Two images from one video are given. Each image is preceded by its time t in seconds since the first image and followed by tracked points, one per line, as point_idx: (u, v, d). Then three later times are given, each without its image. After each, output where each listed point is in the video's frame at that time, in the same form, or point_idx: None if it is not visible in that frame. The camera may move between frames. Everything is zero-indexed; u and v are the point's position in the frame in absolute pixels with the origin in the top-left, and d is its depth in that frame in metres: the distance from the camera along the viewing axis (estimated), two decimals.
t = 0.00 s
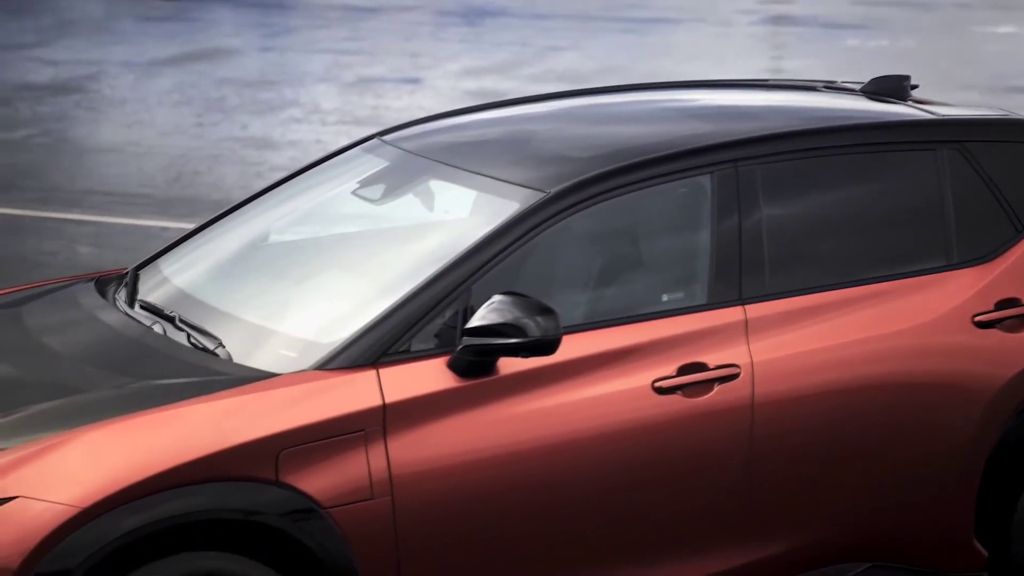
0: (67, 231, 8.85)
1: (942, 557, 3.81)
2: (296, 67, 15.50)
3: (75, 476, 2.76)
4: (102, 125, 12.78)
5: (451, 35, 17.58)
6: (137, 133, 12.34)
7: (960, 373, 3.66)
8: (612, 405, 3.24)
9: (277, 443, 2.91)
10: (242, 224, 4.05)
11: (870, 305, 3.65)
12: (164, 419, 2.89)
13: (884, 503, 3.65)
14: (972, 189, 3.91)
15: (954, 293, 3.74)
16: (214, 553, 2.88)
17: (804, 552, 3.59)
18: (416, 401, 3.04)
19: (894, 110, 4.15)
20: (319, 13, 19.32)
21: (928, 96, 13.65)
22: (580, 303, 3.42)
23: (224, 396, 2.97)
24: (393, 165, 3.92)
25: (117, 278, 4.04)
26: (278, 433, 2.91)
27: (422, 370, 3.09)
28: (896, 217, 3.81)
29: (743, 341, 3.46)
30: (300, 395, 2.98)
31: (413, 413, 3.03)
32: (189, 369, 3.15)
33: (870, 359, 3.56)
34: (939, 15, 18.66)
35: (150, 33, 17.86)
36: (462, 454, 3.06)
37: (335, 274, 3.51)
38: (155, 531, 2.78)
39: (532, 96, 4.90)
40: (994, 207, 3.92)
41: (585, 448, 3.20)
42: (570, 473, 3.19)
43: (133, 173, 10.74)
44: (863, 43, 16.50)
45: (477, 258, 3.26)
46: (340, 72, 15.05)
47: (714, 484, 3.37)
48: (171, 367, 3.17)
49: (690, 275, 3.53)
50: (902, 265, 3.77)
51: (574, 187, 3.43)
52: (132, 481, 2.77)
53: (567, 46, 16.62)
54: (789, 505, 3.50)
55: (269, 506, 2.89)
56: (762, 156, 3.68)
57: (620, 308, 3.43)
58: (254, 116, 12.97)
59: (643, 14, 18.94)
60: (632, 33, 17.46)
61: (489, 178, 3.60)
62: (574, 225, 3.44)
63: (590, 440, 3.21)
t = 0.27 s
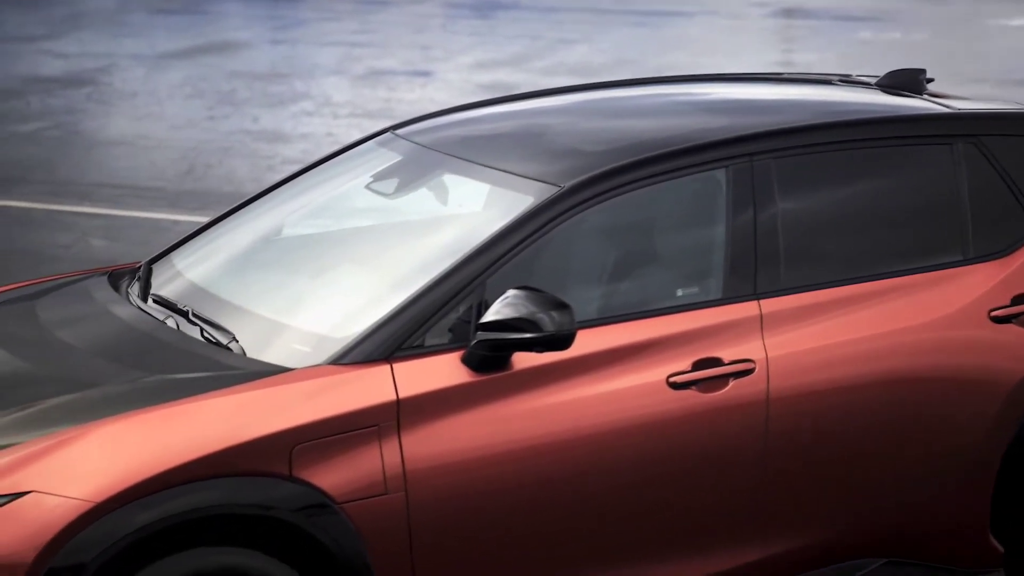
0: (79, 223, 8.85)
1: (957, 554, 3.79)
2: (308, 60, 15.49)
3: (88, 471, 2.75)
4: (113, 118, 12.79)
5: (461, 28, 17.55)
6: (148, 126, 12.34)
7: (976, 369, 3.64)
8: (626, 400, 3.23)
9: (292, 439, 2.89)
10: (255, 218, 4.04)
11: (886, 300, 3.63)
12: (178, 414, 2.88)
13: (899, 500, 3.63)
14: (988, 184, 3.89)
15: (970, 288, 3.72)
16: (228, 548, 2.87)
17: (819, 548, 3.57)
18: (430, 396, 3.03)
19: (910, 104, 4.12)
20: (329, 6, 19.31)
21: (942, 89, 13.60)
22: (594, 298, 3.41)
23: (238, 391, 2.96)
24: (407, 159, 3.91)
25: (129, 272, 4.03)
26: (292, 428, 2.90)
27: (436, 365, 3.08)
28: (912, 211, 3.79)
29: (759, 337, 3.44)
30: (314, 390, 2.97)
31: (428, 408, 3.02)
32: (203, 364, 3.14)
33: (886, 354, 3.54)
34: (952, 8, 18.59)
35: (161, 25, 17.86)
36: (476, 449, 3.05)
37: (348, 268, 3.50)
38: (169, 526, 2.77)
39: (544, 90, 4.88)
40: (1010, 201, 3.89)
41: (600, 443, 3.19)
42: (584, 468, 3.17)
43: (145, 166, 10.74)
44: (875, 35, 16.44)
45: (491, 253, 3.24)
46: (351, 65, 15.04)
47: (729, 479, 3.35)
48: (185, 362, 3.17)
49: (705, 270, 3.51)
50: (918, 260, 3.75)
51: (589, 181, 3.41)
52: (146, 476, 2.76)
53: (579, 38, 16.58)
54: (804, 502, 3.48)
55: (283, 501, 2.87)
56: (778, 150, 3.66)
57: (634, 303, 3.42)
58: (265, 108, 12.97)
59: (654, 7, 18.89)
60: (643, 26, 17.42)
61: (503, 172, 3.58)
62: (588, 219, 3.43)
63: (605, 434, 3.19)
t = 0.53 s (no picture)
0: (90, 217, 8.86)
1: (972, 551, 3.77)
2: (318, 54, 15.48)
3: (101, 467, 2.75)
4: (124, 112, 12.79)
5: (472, 22, 17.52)
6: (159, 120, 12.35)
7: (991, 365, 3.62)
8: (640, 396, 3.21)
9: (305, 435, 2.88)
10: (267, 213, 4.03)
11: (901, 296, 3.61)
12: (191, 410, 2.87)
13: (915, 496, 3.61)
14: (1004, 179, 3.86)
15: (985, 284, 3.70)
16: (240, 544, 2.86)
17: (833, 545, 3.55)
18: (443, 392, 3.01)
19: (926, 98, 4.09)
20: None
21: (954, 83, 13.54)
22: (608, 293, 3.39)
23: (251, 387, 2.95)
24: (419, 153, 3.89)
25: (142, 267, 4.03)
26: (304, 423, 2.89)
27: (449, 360, 3.07)
28: (927, 206, 3.76)
29: (773, 332, 3.42)
30: (326, 386, 2.96)
31: (441, 403, 3.01)
32: (216, 359, 3.13)
33: (901, 350, 3.52)
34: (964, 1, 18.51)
35: (172, 19, 17.87)
36: (489, 445, 3.03)
37: (361, 263, 3.49)
38: (182, 522, 2.76)
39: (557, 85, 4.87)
40: None
41: (614, 439, 3.17)
42: (598, 464, 3.16)
43: (156, 160, 10.74)
44: (888, 29, 16.38)
45: (505, 248, 3.23)
46: (361, 59, 15.03)
47: (744, 475, 3.34)
48: (198, 357, 3.16)
49: (719, 265, 3.50)
50: (933, 255, 3.73)
51: (602, 176, 3.40)
52: (159, 472, 2.75)
53: (591, 32, 16.54)
54: (819, 498, 3.47)
55: (295, 497, 2.86)
56: (793, 145, 3.64)
57: (648, 298, 3.40)
58: (276, 102, 12.96)
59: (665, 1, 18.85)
60: (654, 20, 17.38)
61: (516, 167, 3.57)
62: (602, 214, 3.41)
63: (618, 430, 3.18)
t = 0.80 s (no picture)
0: (101, 212, 8.86)
1: (986, 547, 3.75)
2: (327, 48, 15.47)
3: (113, 463, 2.74)
4: (134, 107, 12.80)
5: (481, 16, 17.49)
6: (168, 115, 12.35)
7: (1004, 361, 3.61)
8: (653, 392, 3.20)
9: (317, 431, 2.88)
10: (279, 209, 4.02)
11: (915, 292, 3.59)
12: (203, 406, 2.86)
13: (928, 492, 3.59)
14: (1017, 174, 3.85)
15: (999, 280, 3.68)
16: (252, 541, 2.85)
17: (846, 542, 3.54)
18: (455, 388, 3.01)
19: (939, 93, 4.07)
20: None
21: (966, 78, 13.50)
22: (620, 289, 3.38)
23: (263, 383, 2.94)
24: (431, 149, 3.88)
25: (153, 262, 4.02)
26: (316, 420, 2.88)
27: (462, 356, 3.06)
28: (941, 201, 3.74)
29: (786, 328, 3.40)
30: (339, 382, 2.95)
31: (453, 400, 3.00)
32: (228, 355, 3.13)
33: (915, 346, 3.50)
34: None
35: (181, 14, 17.86)
36: (502, 441, 3.03)
37: (373, 259, 3.48)
38: (194, 519, 2.76)
39: (567, 80, 4.85)
40: None
41: (626, 435, 3.16)
42: (611, 460, 3.15)
43: (166, 155, 10.75)
44: (898, 24, 16.33)
45: (517, 244, 3.21)
46: (370, 54, 15.01)
47: (756, 473, 3.33)
48: (210, 353, 3.15)
49: (732, 261, 3.48)
50: (947, 250, 3.71)
51: (615, 171, 3.38)
52: (171, 468, 2.74)
53: (600, 27, 16.51)
54: (832, 495, 3.45)
55: (307, 494, 2.85)
56: (806, 140, 3.62)
57: (661, 294, 3.39)
58: (285, 97, 12.96)
59: None
60: (664, 14, 17.33)
61: (528, 162, 3.55)
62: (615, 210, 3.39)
63: (631, 426, 3.17)
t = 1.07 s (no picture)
0: (114, 206, 8.87)
1: (1001, 543, 3.74)
2: (339, 41, 15.46)
3: (127, 458, 2.74)
4: (146, 100, 12.80)
5: (493, 9, 17.46)
6: (180, 108, 12.35)
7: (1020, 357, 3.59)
8: (668, 388, 3.18)
9: (331, 427, 2.87)
10: (292, 203, 4.01)
11: (932, 286, 3.56)
12: (217, 401, 2.86)
13: (944, 488, 3.57)
14: None
15: (1016, 275, 3.66)
16: (267, 537, 2.85)
17: (861, 538, 3.52)
18: (470, 383, 2.99)
19: (956, 87, 4.04)
20: None
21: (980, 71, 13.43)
22: (635, 284, 3.36)
23: (277, 378, 2.94)
24: (444, 143, 3.87)
25: (167, 257, 4.02)
26: (331, 415, 2.87)
27: (476, 352, 3.04)
28: (958, 195, 3.72)
29: (802, 323, 3.38)
30: (353, 377, 2.94)
31: (468, 395, 2.99)
32: (242, 350, 3.12)
33: (932, 341, 3.48)
34: None
35: (192, 7, 17.86)
36: (516, 437, 3.01)
37: (387, 253, 3.47)
38: (209, 514, 2.75)
39: (581, 74, 4.83)
40: None
41: (641, 431, 3.14)
42: (626, 456, 3.13)
43: (178, 148, 10.75)
44: (911, 16, 16.25)
45: (532, 238, 3.20)
46: (381, 47, 15.00)
47: (772, 469, 3.31)
48: (224, 348, 3.15)
49: (748, 255, 3.46)
50: (965, 245, 3.68)
51: (630, 165, 3.37)
52: (185, 463, 2.74)
53: (612, 20, 16.47)
54: (848, 491, 3.43)
55: (321, 489, 2.84)
56: (822, 134, 3.60)
57: (676, 289, 3.37)
58: (296, 90, 12.95)
59: None
60: (676, 7, 17.28)
61: (542, 157, 3.54)
62: (630, 204, 3.38)
63: (646, 422, 3.15)
